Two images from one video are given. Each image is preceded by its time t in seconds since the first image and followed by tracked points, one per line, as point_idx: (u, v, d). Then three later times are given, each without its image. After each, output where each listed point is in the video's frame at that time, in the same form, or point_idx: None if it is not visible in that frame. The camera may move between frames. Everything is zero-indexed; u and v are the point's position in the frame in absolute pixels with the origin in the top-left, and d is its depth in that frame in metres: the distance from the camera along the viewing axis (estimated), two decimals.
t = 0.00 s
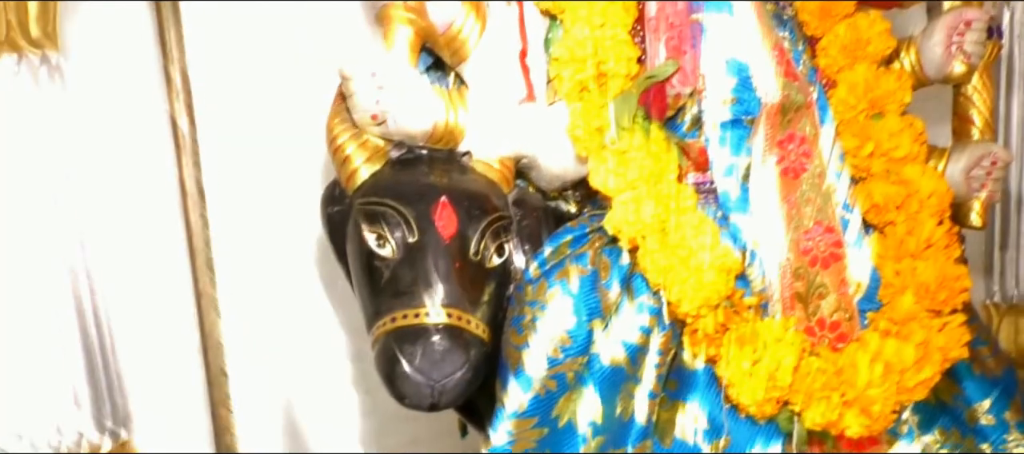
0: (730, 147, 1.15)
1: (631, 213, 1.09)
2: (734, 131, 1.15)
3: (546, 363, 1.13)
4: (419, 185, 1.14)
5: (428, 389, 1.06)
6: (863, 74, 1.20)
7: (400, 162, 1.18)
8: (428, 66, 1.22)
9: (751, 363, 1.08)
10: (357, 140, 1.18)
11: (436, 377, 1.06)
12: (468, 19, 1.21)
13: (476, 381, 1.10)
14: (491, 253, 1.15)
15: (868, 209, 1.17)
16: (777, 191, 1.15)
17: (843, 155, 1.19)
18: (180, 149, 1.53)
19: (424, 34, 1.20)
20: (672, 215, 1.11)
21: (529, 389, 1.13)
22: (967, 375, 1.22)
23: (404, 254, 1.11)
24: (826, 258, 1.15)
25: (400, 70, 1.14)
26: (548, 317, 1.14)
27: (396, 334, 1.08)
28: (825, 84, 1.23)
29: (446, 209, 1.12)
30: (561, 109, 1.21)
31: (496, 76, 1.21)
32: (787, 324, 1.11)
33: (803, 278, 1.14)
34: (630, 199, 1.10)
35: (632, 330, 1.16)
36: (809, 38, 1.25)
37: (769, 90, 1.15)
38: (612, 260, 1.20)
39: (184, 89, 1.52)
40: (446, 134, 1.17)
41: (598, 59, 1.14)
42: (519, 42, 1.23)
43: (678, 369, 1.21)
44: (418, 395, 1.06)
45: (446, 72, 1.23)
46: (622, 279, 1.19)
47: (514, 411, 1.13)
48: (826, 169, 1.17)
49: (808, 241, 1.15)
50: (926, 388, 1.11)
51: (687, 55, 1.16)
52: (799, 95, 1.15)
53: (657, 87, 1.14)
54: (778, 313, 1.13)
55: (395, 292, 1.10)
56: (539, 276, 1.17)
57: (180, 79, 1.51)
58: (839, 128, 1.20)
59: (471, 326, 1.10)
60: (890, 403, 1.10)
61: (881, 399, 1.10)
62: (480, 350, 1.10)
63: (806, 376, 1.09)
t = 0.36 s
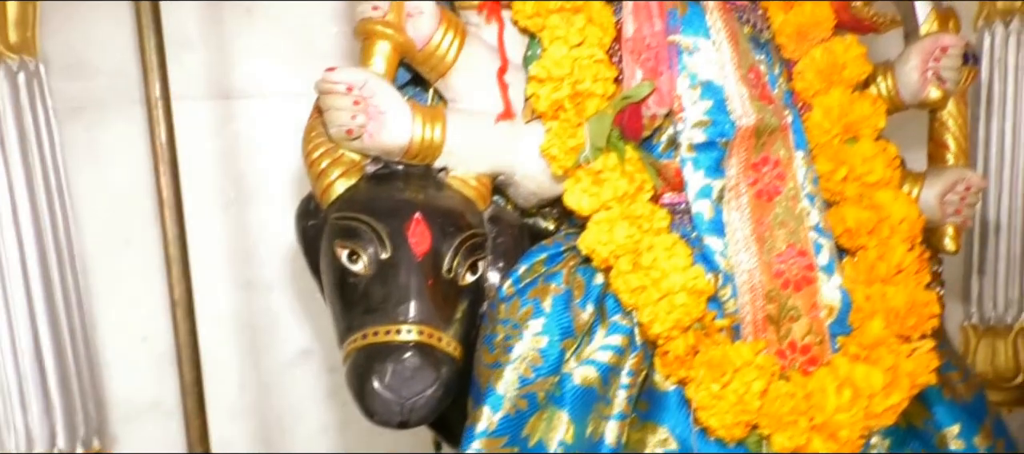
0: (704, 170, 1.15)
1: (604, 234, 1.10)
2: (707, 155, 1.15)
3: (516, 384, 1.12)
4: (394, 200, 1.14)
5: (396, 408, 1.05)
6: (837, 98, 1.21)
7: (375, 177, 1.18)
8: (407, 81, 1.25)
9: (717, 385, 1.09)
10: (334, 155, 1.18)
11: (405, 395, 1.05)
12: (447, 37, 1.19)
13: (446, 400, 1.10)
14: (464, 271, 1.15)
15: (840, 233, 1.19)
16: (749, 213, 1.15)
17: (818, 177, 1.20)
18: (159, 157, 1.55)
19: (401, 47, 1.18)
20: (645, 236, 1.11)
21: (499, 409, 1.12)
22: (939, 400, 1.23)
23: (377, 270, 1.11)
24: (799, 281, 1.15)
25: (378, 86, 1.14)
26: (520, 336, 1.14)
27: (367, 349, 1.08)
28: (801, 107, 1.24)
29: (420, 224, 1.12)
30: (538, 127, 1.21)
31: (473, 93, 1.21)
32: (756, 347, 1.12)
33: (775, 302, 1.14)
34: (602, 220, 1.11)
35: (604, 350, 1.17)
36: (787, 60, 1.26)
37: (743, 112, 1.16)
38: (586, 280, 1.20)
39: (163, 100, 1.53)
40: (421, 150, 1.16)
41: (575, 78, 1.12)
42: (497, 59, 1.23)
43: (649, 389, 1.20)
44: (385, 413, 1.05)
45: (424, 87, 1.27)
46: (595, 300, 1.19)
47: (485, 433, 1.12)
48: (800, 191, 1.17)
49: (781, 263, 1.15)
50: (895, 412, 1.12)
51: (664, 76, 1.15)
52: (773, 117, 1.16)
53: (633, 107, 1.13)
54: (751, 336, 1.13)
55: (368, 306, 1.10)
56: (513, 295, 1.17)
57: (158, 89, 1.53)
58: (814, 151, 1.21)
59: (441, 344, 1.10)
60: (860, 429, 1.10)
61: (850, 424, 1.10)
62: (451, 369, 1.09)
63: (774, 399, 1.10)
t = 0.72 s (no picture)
0: (679, 195, 1.16)
1: (578, 257, 1.11)
2: (682, 180, 1.16)
3: (486, 405, 1.13)
4: (369, 219, 1.14)
5: (367, 429, 1.06)
6: (811, 126, 1.23)
7: (352, 195, 1.18)
8: (386, 100, 1.26)
9: (685, 412, 1.10)
10: (309, 171, 1.18)
11: (378, 416, 1.06)
12: (426, 57, 1.19)
13: (417, 420, 1.10)
14: (437, 292, 1.15)
15: (813, 259, 1.20)
16: (723, 240, 1.16)
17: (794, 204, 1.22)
18: (138, 169, 1.50)
19: (380, 67, 1.18)
20: (618, 260, 1.12)
21: (470, 431, 1.12)
22: (910, 427, 1.24)
23: (350, 289, 1.11)
24: (771, 307, 1.16)
25: (356, 105, 1.14)
26: (493, 358, 1.14)
27: (339, 370, 1.09)
28: (776, 133, 1.26)
29: (396, 243, 1.12)
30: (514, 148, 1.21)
31: (451, 113, 1.21)
32: (726, 373, 1.12)
33: (746, 326, 1.15)
34: (576, 242, 1.12)
35: (575, 372, 1.17)
36: (764, 86, 1.28)
37: (718, 139, 1.16)
38: (560, 301, 1.20)
39: (143, 114, 1.50)
40: (397, 170, 1.16)
41: (551, 101, 1.13)
42: (475, 80, 1.22)
43: (621, 414, 1.19)
44: (356, 433, 1.06)
45: (404, 107, 1.27)
46: (569, 322, 1.19)
47: None
48: (774, 217, 1.18)
49: (753, 289, 1.16)
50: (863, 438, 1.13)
51: (640, 101, 1.15)
52: (747, 145, 1.17)
53: (608, 133, 1.14)
54: (722, 362, 1.15)
55: (341, 325, 1.11)
56: (487, 315, 1.17)
57: (139, 103, 1.50)
58: (789, 177, 1.23)
59: (415, 365, 1.10)
60: None
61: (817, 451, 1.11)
62: (424, 390, 1.10)
63: (741, 426, 1.11)
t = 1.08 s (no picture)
0: (656, 216, 1.16)
1: (554, 276, 1.11)
2: (659, 201, 1.16)
3: (461, 423, 1.13)
4: (348, 235, 1.14)
5: (342, 445, 1.06)
6: (789, 149, 1.24)
7: (332, 211, 1.19)
8: (368, 117, 1.27)
9: (660, 432, 1.10)
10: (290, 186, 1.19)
11: (353, 432, 1.06)
12: (408, 74, 1.20)
13: (393, 436, 1.11)
14: (415, 309, 1.16)
15: (790, 281, 1.22)
16: (699, 260, 1.16)
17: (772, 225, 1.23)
18: (121, 180, 1.49)
19: (362, 84, 1.18)
20: (594, 280, 1.12)
21: (444, 447, 1.13)
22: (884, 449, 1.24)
23: (328, 305, 1.12)
24: (748, 329, 1.16)
25: (337, 123, 1.15)
26: (469, 375, 1.15)
27: (315, 385, 1.09)
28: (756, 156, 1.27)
29: (375, 260, 1.13)
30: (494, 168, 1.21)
31: (433, 130, 1.22)
32: (700, 394, 1.13)
33: (723, 346, 1.15)
34: (554, 262, 1.12)
35: (551, 390, 1.17)
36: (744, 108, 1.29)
37: (695, 162, 1.17)
38: (538, 319, 1.20)
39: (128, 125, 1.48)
40: (377, 186, 1.17)
41: (530, 122, 1.14)
42: (457, 98, 1.23)
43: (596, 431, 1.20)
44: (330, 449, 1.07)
45: (386, 124, 1.28)
46: (546, 341, 1.19)
47: None
48: (751, 238, 1.19)
49: (730, 312, 1.16)
50: None
51: (620, 122, 1.16)
52: (725, 167, 1.18)
53: (588, 154, 1.14)
54: (698, 382, 1.15)
55: (318, 341, 1.11)
56: (464, 332, 1.17)
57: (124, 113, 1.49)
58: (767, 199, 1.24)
59: (391, 381, 1.11)
60: None
61: None
62: (400, 406, 1.10)
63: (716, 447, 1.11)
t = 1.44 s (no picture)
0: (636, 231, 1.18)
1: (533, 290, 1.12)
2: (639, 216, 1.18)
3: (440, 437, 1.13)
4: (330, 248, 1.15)
5: None
6: (769, 166, 1.25)
7: (314, 223, 1.19)
8: (350, 130, 1.28)
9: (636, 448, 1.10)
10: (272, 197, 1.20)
11: (332, 445, 1.07)
12: (391, 87, 1.20)
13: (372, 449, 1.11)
14: (395, 322, 1.16)
15: (769, 297, 1.23)
16: (679, 275, 1.17)
17: (752, 241, 1.24)
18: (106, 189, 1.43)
19: (345, 98, 1.19)
20: (573, 295, 1.13)
21: None
22: None
23: (307, 318, 1.12)
24: (726, 344, 1.17)
25: (319, 136, 1.15)
26: (448, 389, 1.14)
27: (294, 397, 1.10)
28: (736, 172, 1.28)
29: (355, 272, 1.13)
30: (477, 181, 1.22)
31: (417, 144, 1.22)
32: (678, 409, 1.13)
33: (701, 362, 1.16)
34: (534, 276, 1.13)
35: (530, 404, 1.17)
36: (726, 125, 1.31)
37: (675, 179, 1.18)
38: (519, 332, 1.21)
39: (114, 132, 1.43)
40: (359, 199, 1.18)
41: (511, 137, 1.14)
42: (441, 111, 1.23)
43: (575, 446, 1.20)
44: None
45: (369, 137, 1.29)
46: (526, 354, 1.20)
47: None
48: (731, 255, 1.20)
49: (708, 328, 1.17)
50: None
51: (600, 139, 1.17)
52: (704, 183, 1.19)
53: (568, 169, 1.15)
54: (676, 397, 1.16)
55: (298, 353, 1.12)
56: (445, 345, 1.18)
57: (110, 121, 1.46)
58: (747, 214, 1.26)
59: (371, 395, 1.11)
60: None
61: None
62: (379, 418, 1.11)
63: None
